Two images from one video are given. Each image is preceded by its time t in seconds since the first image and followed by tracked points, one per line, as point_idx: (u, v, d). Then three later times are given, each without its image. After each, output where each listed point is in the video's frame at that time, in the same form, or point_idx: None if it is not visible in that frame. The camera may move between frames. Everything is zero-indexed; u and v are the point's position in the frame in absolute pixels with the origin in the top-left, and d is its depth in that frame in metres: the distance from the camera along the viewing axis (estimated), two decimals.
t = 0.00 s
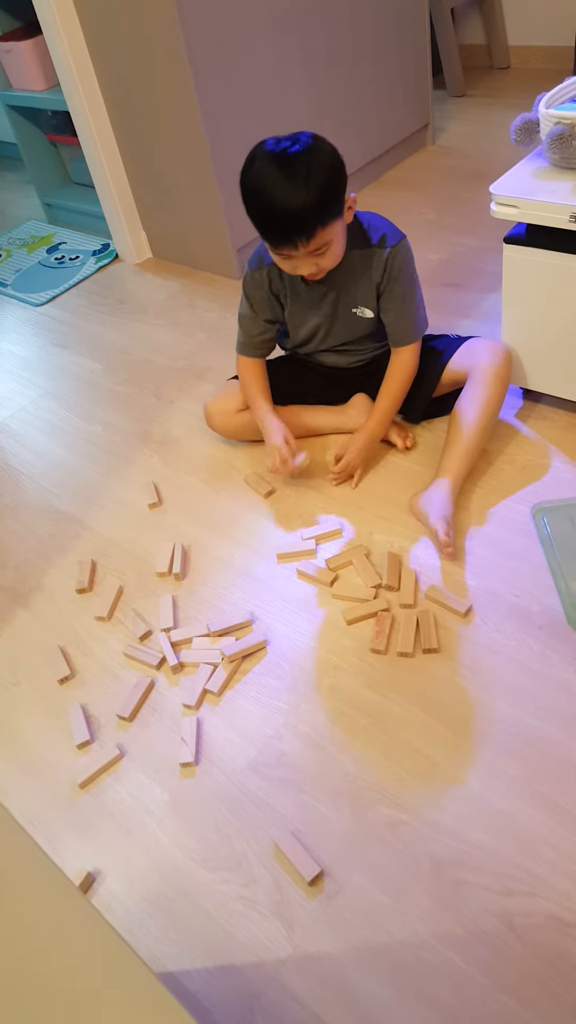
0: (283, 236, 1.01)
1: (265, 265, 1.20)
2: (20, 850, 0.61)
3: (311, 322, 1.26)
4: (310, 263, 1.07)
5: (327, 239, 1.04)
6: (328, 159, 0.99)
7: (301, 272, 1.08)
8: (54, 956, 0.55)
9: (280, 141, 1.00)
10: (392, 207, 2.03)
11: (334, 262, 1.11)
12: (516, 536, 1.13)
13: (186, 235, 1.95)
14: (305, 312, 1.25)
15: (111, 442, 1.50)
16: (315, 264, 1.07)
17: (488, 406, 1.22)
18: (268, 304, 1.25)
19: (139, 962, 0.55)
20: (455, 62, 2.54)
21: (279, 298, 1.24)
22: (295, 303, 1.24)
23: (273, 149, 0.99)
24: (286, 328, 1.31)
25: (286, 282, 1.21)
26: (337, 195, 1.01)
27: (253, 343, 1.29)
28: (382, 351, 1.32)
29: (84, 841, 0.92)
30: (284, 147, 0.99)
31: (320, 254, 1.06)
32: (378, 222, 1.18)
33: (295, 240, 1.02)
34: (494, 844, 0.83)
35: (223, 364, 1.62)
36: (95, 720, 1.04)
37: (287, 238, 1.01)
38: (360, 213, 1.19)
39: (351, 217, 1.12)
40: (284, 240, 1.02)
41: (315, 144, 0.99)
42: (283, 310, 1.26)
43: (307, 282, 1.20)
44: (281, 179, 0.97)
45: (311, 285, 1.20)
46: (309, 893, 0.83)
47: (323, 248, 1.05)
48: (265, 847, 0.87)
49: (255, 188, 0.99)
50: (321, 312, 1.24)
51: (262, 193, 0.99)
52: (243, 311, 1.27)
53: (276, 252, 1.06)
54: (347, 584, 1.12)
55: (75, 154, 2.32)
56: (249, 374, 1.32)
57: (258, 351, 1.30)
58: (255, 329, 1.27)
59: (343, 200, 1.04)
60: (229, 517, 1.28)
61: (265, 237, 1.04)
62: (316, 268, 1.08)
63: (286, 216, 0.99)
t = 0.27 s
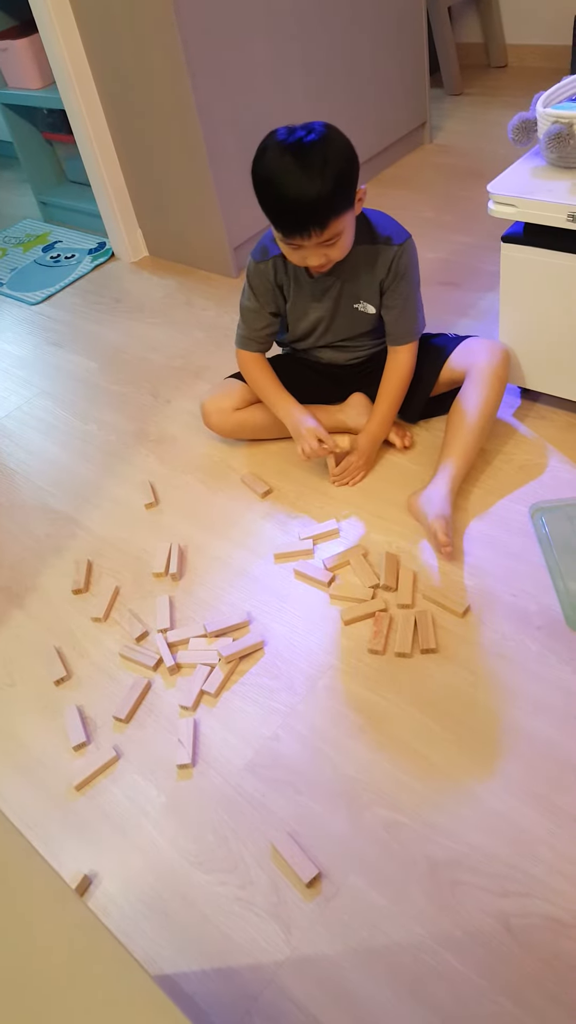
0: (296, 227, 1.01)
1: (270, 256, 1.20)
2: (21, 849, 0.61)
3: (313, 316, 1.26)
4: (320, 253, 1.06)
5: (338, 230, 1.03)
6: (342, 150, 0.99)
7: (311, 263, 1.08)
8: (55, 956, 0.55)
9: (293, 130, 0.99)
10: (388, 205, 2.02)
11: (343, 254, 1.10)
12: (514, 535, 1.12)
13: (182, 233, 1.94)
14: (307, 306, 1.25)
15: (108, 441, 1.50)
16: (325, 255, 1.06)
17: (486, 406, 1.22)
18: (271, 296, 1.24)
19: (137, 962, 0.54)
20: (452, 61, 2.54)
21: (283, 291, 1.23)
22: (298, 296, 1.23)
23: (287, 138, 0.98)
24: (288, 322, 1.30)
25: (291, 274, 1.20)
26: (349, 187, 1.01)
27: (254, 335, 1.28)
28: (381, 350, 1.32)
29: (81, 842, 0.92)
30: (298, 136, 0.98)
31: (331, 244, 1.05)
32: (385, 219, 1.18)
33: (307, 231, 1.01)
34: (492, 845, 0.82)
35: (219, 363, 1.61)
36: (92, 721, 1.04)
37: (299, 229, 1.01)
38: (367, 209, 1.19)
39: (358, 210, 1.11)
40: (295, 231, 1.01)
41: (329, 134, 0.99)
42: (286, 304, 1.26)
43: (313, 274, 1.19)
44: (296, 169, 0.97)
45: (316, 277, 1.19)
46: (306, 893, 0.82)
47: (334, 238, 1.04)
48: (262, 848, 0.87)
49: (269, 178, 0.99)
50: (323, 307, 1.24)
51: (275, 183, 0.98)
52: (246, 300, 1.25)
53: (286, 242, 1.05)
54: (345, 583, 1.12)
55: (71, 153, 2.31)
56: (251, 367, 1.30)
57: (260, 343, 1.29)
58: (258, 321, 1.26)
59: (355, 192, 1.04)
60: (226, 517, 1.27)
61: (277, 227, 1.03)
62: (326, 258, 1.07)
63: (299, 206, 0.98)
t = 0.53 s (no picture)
0: (307, 224, 1.01)
1: (275, 254, 1.19)
2: (19, 852, 0.60)
3: (317, 315, 1.26)
4: (328, 249, 1.05)
5: (348, 226, 1.03)
6: (354, 148, 0.99)
7: (320, 260, 1.07)
8: (53, 958, 0.54)
9: (305, 127, 0.99)
10: (388, 205, 2.02)
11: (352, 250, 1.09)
12: (514, 535, 1.12)
13: (181, 234, 1.94)
14: (311, 305, 1.24)
15: (107, 442, 1.50)
16: (333, 252, 1.06)
17: (487, 406, 1.22)
18: (275, 295, 1.23)
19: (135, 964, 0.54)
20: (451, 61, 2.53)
21: (287, 291, 1.23)
22: (303, 294, 1.23)
23: (299, 135, 0.98)
24: (291, 321, 1.30)
25: (295, 272, 1.20)
26: (361, 185, 1.01)
27: (258, 334, 1.27)
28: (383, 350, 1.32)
29: (81, 843, 0.92)
30: (311, 134, 0.98)
31: (340, 240, 1.05)
32: (391, 218, 1.18)
33: (319, 228, 1.01)
34: (492, 846, 0.82)
35: (219, 363, 1.61)
36: (92, 721, 1.04)
37: (309, 226, 1.01)
38: (373, 208, 1.19)
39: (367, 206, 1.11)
40: (306, 228, 1.01)
41: (342, 132, 0.99)
42: (290, 302, 1.26)
43: (318, 272, 1.19)
44: (308, 166, 0.97)
45: (321, 275, 1.19)
46: (306, 894, 0.82)
47: (343, 234, 1.04)
48: (262, 849, 0.87)
49: (282, 173, 0.98)
50: (326, 306, 1.24)
51: (287, 180, 0.98)
52: (250, 299, 1.25)
53: (296, 239, 1.05)
54: (345, 583, 1.12)
55: (71, 153, 2.31)
56: (254, 366, 1.30)
57: (264, 342, 1.29)
58: (262, 320, 1.26)
59: (365, 190, 1.04)
60: (226, 517, 1.27)
61: (288, 224, 1.03)
62: (334, 254, 1.06)
63: (311, 204, 0.98)
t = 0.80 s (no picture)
0: (312, 224, 1.01)
1: (277, 255, 1.20)
2: (23, 852, 0.61)
3: (319, 316, 1.26)
4: (332, 250, 1.05)
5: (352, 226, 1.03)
6: (360, 150, 1.00)
7: (323, 261, 1.07)
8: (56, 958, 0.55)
9: (311, 129, 0.99)
10: (390, 206, 2.02)
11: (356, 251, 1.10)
12: (517, 534, 1.12)
13: (184, 235, 1.95)
14: (313, 306, 1.25)
15: (110, 442, 1.50)
16: (337, 252, 1.06)
17: (489, 406, 1.22)
18: (277, 296, 1.24)
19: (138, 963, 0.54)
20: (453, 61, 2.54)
21: (289, 292, 1.24)
22: (305, 294, 1.23)
23: (305, 136, 0.99)
24: (294, 322, 1.30)
25: (297, 273, 1.21)
26: (366, 186, 1.01)
27: (261, 334, 1.28)
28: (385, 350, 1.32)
29: (84, 841, 0.92)
30: (317, 135, 0.98)
31: (344, 241, 1.05)
32: (393, 219, 1.18)
33: (324, 228, 1.01)
34: (495, 845, 0.82)
35: (221, 363, 1.61)
36: (95, 720, 1.04)
37: (315, 227, 1.01)
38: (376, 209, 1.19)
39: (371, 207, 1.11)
40: (311, 228, 1.01)
41: (348, 134, 0.99)
42: (292, 303, 1.26)
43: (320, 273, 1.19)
44: (314, 166, 0.97)
45: (323, 276, 1.19)
46: (309, 893, 0.82)
47: (347, 234, 1.04)
48: (265, 848, 0.87)
49: (288, 173, 0.99)
50: (329, 307, 1.24)
51: (293, 180, 0.98)
52: (253, 300, 1.26)
53: (300, 239, 1.05)
54: (347, 583, 1.12)
55: (74, 154, 2.32)
56: (256, 366, 1.31)
57: (267, 343, 1.29)
58: (265, 320, 1.26)
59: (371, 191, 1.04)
60: (228, 517, 1.27)
61: (294, 224, 1.03)
62: (338, 255, 1.06)
63: (317, 204, 0.98)
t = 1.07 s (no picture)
0: (309, 221, 1.01)
1: (277, 255, 1.20)
2: (23, 852, 0.61)
3: (319, 315, 1.26)
4: (328, 248, 1.05)
5: (349, 224, 1.03)
6: (357, 146, 1.00)
7: (321, 259, 1.07)
8: (57, 958, 0.54)
9: (309, 125, 0.99)
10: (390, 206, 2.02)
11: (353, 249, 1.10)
12: (517, 534, 1.12)
13: (184, 235, 1.95)
14: (313, 305, 1.25)
15: (111, 442, 1.50)
16: (335, 250, 1.06)
17: (489, 406, 1.22)
18: (277, 295, 1.24)
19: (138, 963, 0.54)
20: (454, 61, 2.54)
21: (288, 291, 1.24)
22: (305, 293, 1.23)
23: (302, 133, 0.99)
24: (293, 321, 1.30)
25: (297, 272, 1.21)
26: (364, 182, 1.01)
27: (261, 334, 1.28)
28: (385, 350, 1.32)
29: (85, 841, 0.92)
30: (314, 131, 0.98)
31: (341, 239, 1.05)
32: (392, 218, 1.18)
33: (321, 225, 1.01)
34: (496, 845, 0.82)
35: (222, 363, 1.61)
36: (96, 720, 1.04)
37: (312, 223, 1.01)
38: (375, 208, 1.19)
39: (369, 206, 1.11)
40: (309, 225, 1.02)
41: (345, 130, 0.99)
42: (292, 303, 1.26)
43: (320, 272, 1.19)
44: (311, 163, 0.97)
45: (323, 274, 1.19)
46: (310, 893, 0.82)
47: (344, 232, 1.04)
48: (266, 848, 0.87)
49: (285, 170, 0.99)
50: (329, 306, 1.24)
51: (290, 177, 0.98)
52: (252, 299, 1.26)
53: (297, 236, 1.05)
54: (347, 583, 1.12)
55: (74, 154, 2.32)
56: (256, 367, 1.31)
57: (267, 343, 1.29)
58: (265, 320, 1.26)
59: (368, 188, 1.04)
60: (229, 517, 1.27)
61: (291, 221, 1.03)
62: (335, 253, 1.06)
63: (314, 200, 0.98)
